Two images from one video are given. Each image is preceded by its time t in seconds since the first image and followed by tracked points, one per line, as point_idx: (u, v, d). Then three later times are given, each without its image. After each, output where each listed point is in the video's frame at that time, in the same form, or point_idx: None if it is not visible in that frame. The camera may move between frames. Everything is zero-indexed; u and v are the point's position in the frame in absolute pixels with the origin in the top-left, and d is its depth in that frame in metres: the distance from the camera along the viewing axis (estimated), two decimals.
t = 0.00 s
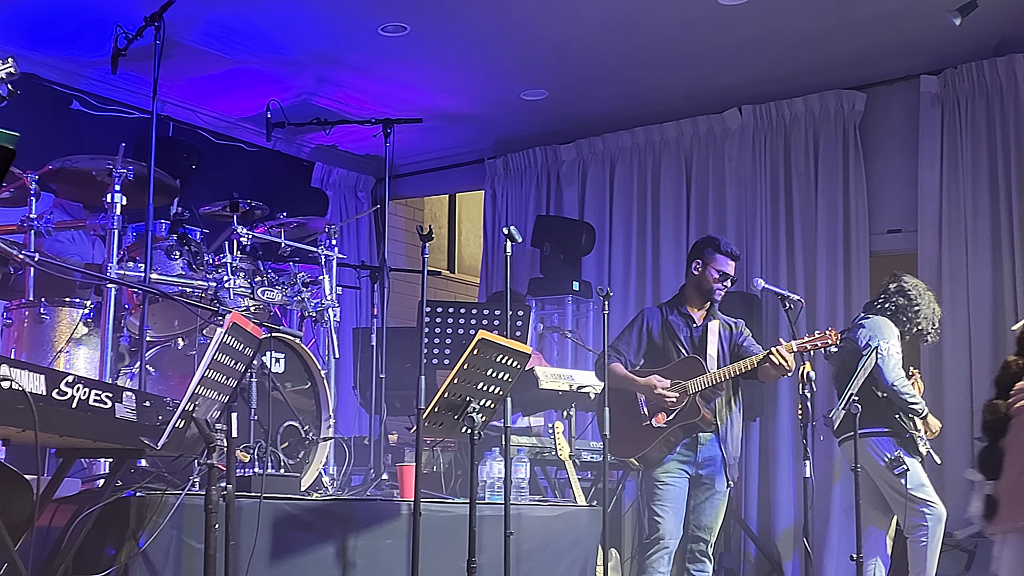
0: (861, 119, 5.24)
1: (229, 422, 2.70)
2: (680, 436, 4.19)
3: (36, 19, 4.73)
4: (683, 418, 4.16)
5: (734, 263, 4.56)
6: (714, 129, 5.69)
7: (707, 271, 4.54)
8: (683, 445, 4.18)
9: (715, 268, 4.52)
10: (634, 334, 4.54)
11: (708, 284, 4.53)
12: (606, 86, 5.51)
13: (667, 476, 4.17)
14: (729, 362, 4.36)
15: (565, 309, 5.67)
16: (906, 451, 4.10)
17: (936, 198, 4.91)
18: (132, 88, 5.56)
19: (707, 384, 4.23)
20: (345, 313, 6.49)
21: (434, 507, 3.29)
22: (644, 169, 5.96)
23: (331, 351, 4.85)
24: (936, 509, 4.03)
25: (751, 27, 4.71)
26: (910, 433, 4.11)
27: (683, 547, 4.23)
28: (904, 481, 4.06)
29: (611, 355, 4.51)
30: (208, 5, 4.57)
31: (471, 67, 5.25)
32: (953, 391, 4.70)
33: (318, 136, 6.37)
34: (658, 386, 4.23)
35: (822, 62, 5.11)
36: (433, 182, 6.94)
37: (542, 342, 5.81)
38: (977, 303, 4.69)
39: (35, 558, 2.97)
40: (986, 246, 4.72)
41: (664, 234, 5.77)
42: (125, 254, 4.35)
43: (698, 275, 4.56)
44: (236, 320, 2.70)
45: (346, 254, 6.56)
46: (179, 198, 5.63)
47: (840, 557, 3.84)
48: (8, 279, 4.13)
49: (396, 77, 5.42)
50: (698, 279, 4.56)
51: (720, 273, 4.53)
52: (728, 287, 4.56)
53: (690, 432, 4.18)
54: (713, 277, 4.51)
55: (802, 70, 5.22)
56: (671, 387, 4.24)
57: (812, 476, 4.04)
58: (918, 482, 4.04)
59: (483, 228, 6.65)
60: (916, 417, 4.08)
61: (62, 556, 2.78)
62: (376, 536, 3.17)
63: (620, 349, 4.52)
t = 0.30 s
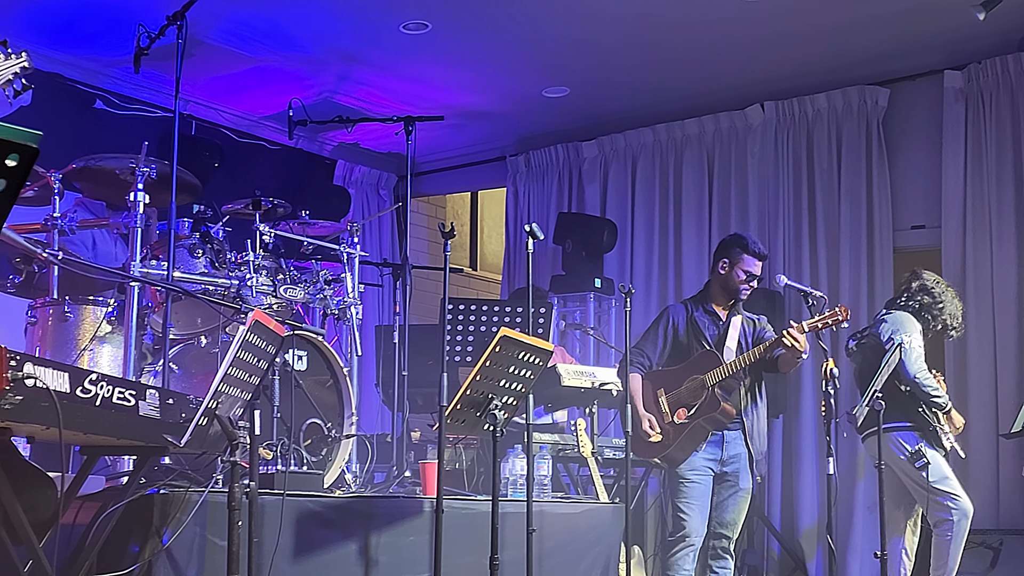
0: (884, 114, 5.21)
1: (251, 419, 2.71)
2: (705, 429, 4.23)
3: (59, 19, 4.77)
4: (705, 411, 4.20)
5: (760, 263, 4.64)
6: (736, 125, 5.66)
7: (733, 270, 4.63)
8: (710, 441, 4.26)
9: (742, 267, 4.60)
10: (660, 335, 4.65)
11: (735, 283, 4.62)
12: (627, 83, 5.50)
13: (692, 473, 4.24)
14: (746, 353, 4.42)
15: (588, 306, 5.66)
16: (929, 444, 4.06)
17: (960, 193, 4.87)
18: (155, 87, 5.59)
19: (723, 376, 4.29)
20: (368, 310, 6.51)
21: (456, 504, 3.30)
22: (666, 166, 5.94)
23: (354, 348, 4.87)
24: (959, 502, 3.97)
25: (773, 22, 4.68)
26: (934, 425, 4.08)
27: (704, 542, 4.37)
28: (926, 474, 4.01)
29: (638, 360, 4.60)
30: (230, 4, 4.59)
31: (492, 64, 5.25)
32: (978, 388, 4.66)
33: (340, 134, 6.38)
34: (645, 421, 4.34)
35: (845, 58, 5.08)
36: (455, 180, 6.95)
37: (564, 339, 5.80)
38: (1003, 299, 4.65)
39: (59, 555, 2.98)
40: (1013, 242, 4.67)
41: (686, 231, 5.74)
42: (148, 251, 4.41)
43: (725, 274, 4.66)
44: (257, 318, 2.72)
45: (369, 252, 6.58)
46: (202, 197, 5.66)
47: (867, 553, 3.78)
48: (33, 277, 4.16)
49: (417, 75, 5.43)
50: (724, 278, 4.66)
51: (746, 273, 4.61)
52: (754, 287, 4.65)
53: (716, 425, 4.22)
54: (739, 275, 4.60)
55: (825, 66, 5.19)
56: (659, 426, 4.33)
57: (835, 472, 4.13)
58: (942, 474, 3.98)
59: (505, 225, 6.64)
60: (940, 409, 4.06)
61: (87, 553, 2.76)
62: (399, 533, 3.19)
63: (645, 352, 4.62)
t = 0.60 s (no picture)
0: (907, 111, 5.18)
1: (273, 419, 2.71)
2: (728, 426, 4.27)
3: (82, 20, 4.80)
4: (726, 408, 4.25)
5: (781, 260, 4.77)
6: (757, 123, 5.64)
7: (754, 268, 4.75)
8: (732, 439, 4.31)
9: (762, 265, 4.73)
10: (681, 333, 4.71)
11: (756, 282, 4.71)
12: (648, 81, 5.48)
13: (714, 471, 4.29)
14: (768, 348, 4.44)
15: (609, 305, 5.58)
16: (947, 438, 4.10)
17: (984, 190, 4.83)
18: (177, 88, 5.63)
19: (746, 372, 4.27)
20: (389, 309, 6.53)
21: (478, 503, 3.30)
22: (687, 164, 5.92)
23: (375, 347, 4.87)
24: (976, 498, 4.07)
25: (794, 19, 4.65)
26: (953, 421, 4.11)
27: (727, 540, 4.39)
28: (942, 468, 4.07)
29: (659, 358, 4.64)
30: (251, 5, 4.61)
31: (512, 63, 5.25)
32: (1003, 386, 4.62)
33: (361, 133, 6.39)
34: (667, 416, 4.33)
35: (867, 55, 5.04)
36: (476, 178, 6.94)
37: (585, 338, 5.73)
38: None
39: (83, 555, 3.00)
40: None
41: (708, 229, 5.72)
42: (170, 252, 4.45)
43: (745, 272, 4.77)
44: (278, 318, 2.73)
45: (390, 251, 6.58)
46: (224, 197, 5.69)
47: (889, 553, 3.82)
48: (55, 276, 4.21)
49: (436, 73, 5.43)
50: (745, 276, 4.76)
51: (767, 271, 4.73)
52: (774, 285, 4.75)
53: (738, 421, 4.28)
54: (760, 273, 4.71)
55: (847, 63, 5.16)
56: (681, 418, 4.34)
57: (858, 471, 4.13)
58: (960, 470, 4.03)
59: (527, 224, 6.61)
60: (960, 408, 4.12)
61: (110, 553, 2.73)
62: (421, 532, 3.20)
63: (667, 350, 4.65)
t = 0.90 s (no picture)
0: (928, 110, 5.14)
1: (292, 421, 2.71)
2: (748, 428, 4.27)
3: (103, 24, 4.84)
4: (747, 410, 4.24)
5: (801, 260, 4.73)
6: (778, 122, 5.61)
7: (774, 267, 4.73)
8: (753, 440, 4.29)
9: (784, 266, 4.70)
10: (700, 335, 4.72)
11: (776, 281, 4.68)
12: (667, 81, 5.47)
13: (735, 472, 4.28)
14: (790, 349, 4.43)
15: (630, 305, 5.61)
16: (968, 438, 4.05)
17: (1008, 189, 4.79)
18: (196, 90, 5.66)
19: (766, 374, 4.29)
20: (410, 311, 6.55)
21: (499, 505, 3.29)
22: (707, 164, 5.90)
23: (396, 349, 4.87)
24: (992, 499, 4.03)
25: (814, 18, 4.63)
26: (974, 420, 4.07)
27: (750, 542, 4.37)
28: (960, 467, 4.04)
29: (678, 358, 4.66)
30: (271, 7, 4.63)
31: (531, 64, 5.25)
32: None
33: (381, 135, 6.41)
34: (690, 407, 4.36)
35: (889, 53, 5.01)
36: (495, 180, 6.95)
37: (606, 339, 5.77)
38: None
39: (105, 556, 3.02)
40: None
41: (728, 230, 5.70)
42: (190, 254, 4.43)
43: (765, 272, 4.75)
44: (300, 319, 2.73)
45: (410, 253, 6.60)
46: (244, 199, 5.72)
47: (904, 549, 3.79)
48: (77, 280, 4.25)
49: (456, 75, 5.44)
50: (765, 277, 4.74)
51: (787, 271, 4.70)
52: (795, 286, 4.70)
53: (758, 424, 4.27)
54: (779, 271, 4.69)
55: (868, 62, 5.13)
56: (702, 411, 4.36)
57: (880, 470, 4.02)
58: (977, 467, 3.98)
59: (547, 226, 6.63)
60: (981, 407, 4.05)
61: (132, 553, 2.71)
62: (442, 534, 3.20)
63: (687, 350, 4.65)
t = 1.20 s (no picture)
0: (949, 110, 5.11)
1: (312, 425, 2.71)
2: (769, 431, 4.26)
3: (124, 30, 4.87)
4: (768, 413, 4.23)
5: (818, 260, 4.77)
6: (799, 124, 5.59)
7: (792, 269, 4.75)
8: (775, 442, 4.27)
9: (801, 266, 4.73)
10: (719, 336, 4.68)
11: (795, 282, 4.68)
12: (686, 82, 5.46)
13: (756, 474, 4.26)
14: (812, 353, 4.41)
15: (651, 308, 5.66)
16: (992, 440, 4.05)
17: None
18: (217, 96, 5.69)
19: (788, 377, 4.29)
20: (430, 314, 6.56)
21: (519, 508, 3.29)
22: (728, 166, 5.88)
23: (416, 352, 4.88)
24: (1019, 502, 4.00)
25: (834, 18, 4.61)
26: (996, 423, 4.07)
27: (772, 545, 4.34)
28: (984, 471, 4.03)
29: (698, 359, 4.64)
30: (291, 12, 4.65)
31: (550, 66, 5.25)
32: None
33: (400, 139, 6.43)
34: (720, 399, 4.32)
35: (910, 53, 4.98)
36: (515, 183, 6.96)
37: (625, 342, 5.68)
38: None
39: (126, 560, 3.03)
40: None
41: (748, 232, 5.68)
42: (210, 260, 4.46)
43: (783, 273, 4.76)
44: (318, 323, 2.74)
45: (431, 257, 6.62)
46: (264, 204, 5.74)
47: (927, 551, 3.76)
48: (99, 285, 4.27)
49: (475, 78, 5.44)
50: (783, 278, 4.75)
51: (805, 271, 4.72)
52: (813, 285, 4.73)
53: (780, 427, 4.25)
54: (797, 271, 4.71)
55: (889, 62, 5.10)
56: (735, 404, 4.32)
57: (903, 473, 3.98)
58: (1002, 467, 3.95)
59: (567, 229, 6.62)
60: (1002, 404, 4.08)
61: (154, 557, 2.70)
62: (462, 538, 3.19)
63: (706, 351, 4.64)
